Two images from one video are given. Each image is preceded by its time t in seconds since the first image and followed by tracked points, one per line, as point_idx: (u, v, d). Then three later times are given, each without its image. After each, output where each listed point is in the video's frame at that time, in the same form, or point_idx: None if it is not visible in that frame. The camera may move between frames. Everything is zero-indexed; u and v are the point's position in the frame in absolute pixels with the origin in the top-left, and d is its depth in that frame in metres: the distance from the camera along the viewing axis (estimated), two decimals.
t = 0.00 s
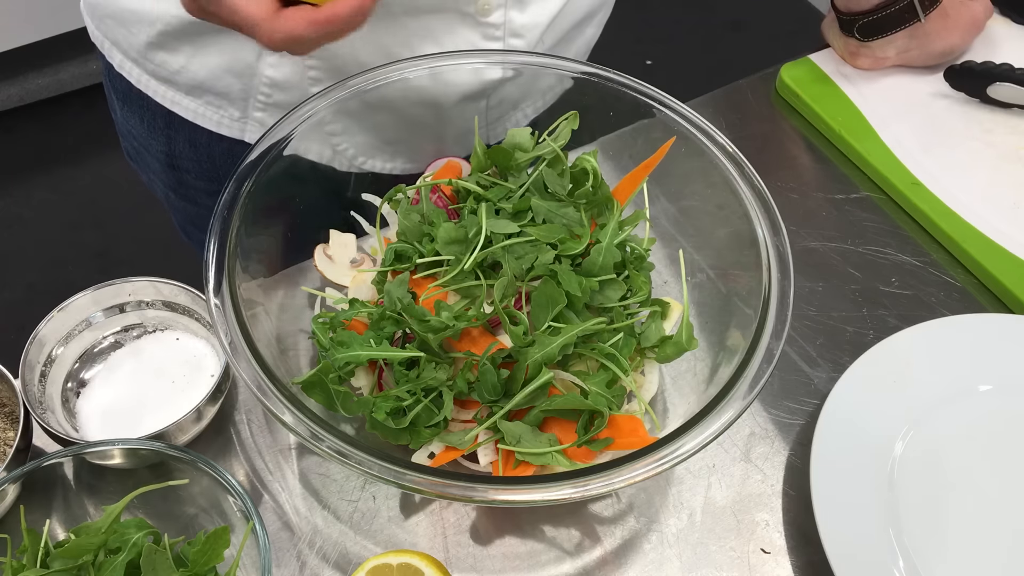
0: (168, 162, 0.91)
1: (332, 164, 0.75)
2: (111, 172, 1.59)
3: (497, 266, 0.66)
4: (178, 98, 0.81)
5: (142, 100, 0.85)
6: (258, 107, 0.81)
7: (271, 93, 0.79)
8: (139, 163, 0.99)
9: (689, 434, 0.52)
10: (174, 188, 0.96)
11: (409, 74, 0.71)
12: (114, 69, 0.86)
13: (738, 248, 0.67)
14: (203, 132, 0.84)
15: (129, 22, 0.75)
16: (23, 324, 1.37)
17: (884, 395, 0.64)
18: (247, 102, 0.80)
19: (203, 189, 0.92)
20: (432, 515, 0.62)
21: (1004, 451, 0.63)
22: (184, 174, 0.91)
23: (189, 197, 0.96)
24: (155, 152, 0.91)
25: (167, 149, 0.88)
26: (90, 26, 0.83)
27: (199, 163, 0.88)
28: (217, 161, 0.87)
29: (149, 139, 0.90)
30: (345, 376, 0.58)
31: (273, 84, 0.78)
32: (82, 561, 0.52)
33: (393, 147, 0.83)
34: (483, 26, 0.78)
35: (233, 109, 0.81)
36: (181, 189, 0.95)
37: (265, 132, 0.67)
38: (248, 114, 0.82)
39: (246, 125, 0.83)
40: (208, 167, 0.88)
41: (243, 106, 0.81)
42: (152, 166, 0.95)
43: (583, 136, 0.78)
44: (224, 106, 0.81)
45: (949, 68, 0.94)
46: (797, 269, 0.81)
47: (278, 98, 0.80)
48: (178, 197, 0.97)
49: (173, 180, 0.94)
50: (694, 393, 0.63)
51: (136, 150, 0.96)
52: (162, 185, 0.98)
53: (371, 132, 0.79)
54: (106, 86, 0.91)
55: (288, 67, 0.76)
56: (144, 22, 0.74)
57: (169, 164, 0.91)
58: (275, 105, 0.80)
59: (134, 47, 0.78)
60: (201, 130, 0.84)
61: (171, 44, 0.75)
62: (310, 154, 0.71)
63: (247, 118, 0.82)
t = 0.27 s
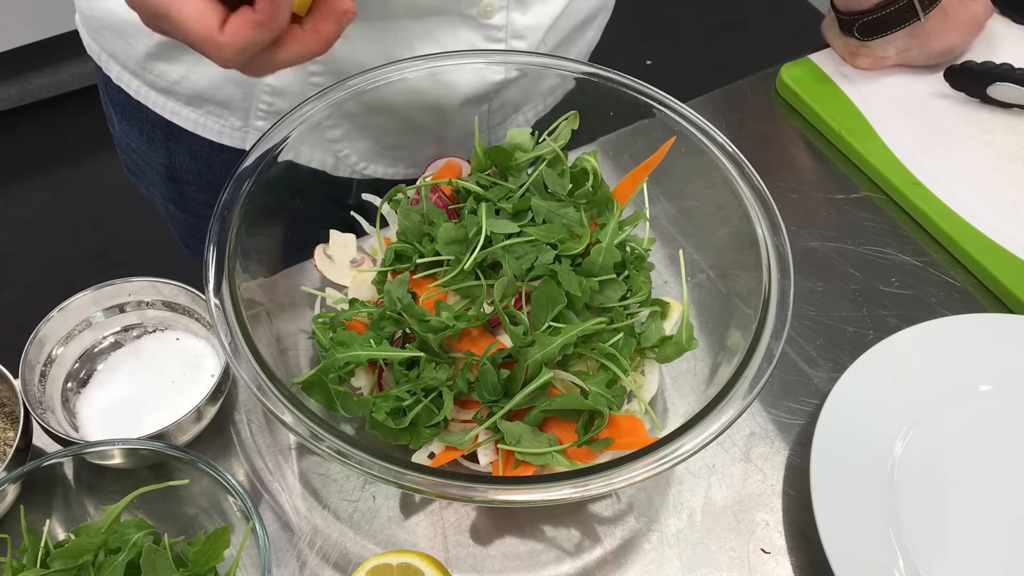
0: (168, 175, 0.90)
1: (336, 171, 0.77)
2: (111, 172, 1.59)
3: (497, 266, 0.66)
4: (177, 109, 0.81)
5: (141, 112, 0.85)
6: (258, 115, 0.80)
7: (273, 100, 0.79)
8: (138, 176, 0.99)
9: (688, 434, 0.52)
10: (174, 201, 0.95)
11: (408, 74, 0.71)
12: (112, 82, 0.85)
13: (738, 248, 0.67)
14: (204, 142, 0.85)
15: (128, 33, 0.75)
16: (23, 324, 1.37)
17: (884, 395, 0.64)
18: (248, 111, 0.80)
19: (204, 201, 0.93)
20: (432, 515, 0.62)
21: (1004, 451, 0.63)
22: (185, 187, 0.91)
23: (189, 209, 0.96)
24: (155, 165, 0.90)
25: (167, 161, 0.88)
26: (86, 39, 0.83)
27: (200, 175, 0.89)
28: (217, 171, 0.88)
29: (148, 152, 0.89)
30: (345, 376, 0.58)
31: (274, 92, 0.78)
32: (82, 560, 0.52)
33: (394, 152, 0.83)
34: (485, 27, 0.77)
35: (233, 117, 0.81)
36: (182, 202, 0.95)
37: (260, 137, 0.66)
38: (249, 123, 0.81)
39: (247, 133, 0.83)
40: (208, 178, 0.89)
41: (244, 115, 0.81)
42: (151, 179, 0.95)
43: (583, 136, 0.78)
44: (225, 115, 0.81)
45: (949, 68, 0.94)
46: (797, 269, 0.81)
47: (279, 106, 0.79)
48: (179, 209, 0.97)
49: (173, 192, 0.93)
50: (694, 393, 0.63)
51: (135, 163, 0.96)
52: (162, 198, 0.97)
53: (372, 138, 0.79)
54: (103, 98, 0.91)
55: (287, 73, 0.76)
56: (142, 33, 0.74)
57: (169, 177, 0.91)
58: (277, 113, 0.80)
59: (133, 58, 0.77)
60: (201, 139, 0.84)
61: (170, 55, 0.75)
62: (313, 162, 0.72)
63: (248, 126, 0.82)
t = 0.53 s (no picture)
0: (163, 179, 0.90)
1: (334, 175, 0.77)
2: (111, 172, 1.59)
3: (497, 266, 0.66)
4: (174, 111, 0.81)
5: (137, 115, 0.85)
6: (255, 118, 0.80)
7: (269, 104, 0.79)
8: (135, 180, 0.99)
9: (689, 433, 0.52)
10: (171, 205, 0.95)
11: (408, 73, 0.71)
12: (108, 85, 0.85)
13: (738, 248, 0.67)
14: (199, 146, 0.85)
15: (124, 35, 0.74)
16: (23, 324, 1.37)
17: (884, 395, 0.64)
18: (244, 114, 0.80)
19: (199, 205, 0.93)
20: (432, 515, 0.62)
21: (1004, 450, 0.63)
22: (181, 191, 0.91)
23: (186, 213, 0.96)
24: (151, 168, 0.90)
25: (163, 165, 0.88)
26: (83, 42, 0.83)
27: (196, 180, 0.89)
28: (213, 175, 0.88)
29: (144, 156, 0.89)
30: (345, 376, 0.58)
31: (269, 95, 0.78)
32: (82, 560, 0.52)
33: (390, 154, 0.83)
34: (482, 28, 0.78)
35: (230, 120, 0.81)
36: (178, 206, 0.95)
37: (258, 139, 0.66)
38: (246, 125, 0.81)
39: (244, 136, 0.83)
40: (204, 181, 0.89)
41: (240, 118, 0.80)
42: (149, 184, 0.95)
43: (583, 136, 0.78)
44: (221, 119, 0.81)
45: (949, 68, 0.94)
46: (797, 269, 0.81)
47: (275, 109, 0.80)
48: (176, 214, 0.97)
49: (168, 196, 0.93)
50: (694, 393, 0.63)
51: (131, 167, 0.96)
52: (159, 202, 0.97)
53: (369, 140, 0.79)
54: (100, 102, 0.91)
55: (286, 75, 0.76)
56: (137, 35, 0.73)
57: (165, 180, 0.90)
58: (273, 115, 0.80)
59: (129, 62, 0.77)
60: (197, 141, 0.84)
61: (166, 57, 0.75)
62: (312, 164, 0.72)
63: (245, 129, 0.82)
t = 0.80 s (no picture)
0: (166, 177, 0.91)
1: (335, 174, 0.77)
2: (111, 172, 1.59)
3: (497, 266, 0.66)
4: (175, 110, 0.80)
5: (140, 114, 0.84)
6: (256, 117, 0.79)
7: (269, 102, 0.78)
8: (137, 179, 0.99)
9: (689, 433, 0.52)
10: (173, 203, 0.96)
11: (408, 73, 0.71)
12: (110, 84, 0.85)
13: (738, 248, 0.67)
14: (202, 145, 0.84)
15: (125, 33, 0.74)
16: (23, 324, 1.37)
17: (884, 395, 0.64)
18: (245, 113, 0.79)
19: (202, 203, 0.93)
20: (432, 515, 0.62)
21: (1004, 450, 0.63)
22: (183, 189, 0.91)
23: (188, 212, 0.96)
24: (153, 166, 0.90)
25: (166, 163, 0.88)
26: (84, 41, 0.83)
27: (199, 178, 0.89)
28: (216, 173, 0.88)
29: (147, 155, 0.89)
30: (345, 376, 0.58)
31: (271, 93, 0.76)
32: (82, 560, 0.52)
33: (392, 154, 0.83)
34: (484, 28, 0.77)
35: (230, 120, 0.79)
36: (180, 204, 0.95)
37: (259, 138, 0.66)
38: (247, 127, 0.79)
39: (245, 138, 0.80)
40: (206, 180, 0.89)
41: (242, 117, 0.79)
42: (151, 182, 0.95)
43: (583, 136, 0.78)
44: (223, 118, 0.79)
45: (949, 68, 0.94)
46: (797, 269, 0.81)
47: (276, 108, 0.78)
48: (178, 212, 0.97)
49: (171, 194, 0.93)
50: (694, 393, 0.63)
51: (134, 166, 0.96)
52: (161, 200, 0.98)
53: (371, 139, 0.79)
54: (101, 101, 0.91)
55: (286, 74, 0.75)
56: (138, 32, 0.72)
57: (167, 179, 0.91)
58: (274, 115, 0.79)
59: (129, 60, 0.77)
60: (199, 140, 0.83)
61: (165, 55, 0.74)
62: (313, 163, 0.72)
63: (247, 132, 0.79)
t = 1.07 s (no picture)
0: (164, 167, 0.90)
1: (333, 168, 0.76)
2: (112, 172, 1.59)
3: (497, 266, 0.66)
4: (174, 101, 0.81)
5: (139, 104, 0.84)
6: (256, 109, 0.81)
7: (269, 94, 0.79)
8: (138, 170, 0.99)
9: (689, 434, 0.52)
10: (172, 194, 0.95)
11: (408, 73, 0.71)
12: (110, 74, 0.85)
13: (738, 248, 0.67)
14: (201, 135, 0.84)
15: (126, 25, 0.74)
16: (23, 323, 1.37)
17: (884, 395, 0.64)
18: (245, 104, 0.80)
19: (201, 193, 0.92)
20: (432, 515, 0.62)
21: (1003, 450, 0.63)
22: (182, 179, 0.91)
23: (187, 203, 0.95)
24: (152, 157, 0.90)
25: (164, 154, 0.88)
26: (86, 32, 0.83)
27: (198, 168, 0.88)
28: (215, 164, 0.87)
29: (146, 145, 0.89)
30: (345, 376, 0.58)
31: (271, 85, 0.78)
32: (82, 560, 0.52)
33: (390, 150, 0.82)
34: (483, 26, 0.78)
35: (230, 110, 0.81)
36: (179, 195, 0.95)
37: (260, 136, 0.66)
38: (246, 116, 0.82)
39: (243, 127, 0.83)
40: (205, 170, 0.88)
41: (241, 108, 0.81)
42: (151, 173, 0.95)
43: (583, 136, 0.78)
44: (222, 109, 0.81)
45: (949, 68, 0.94)
46: (797, 269, 0.81)
47: (275, 99, 0.80)
48: (177, 203, 0.96)
49: (170, 185, 0.93)
50: (694, 393, 0.63)
51: (134, 156, 0.96)
52: (161, 191, 0.97)
53: (370, 136, 0.78)
54: (102, 91, 0.91)
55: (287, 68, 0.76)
56: (140, 25, 0.73)
57: (166, 170, 0.91)
58: (273, 107, 0.81)
59: (130, 50, 0.77)
60: (198, 132, 0.84)
61: (166, 46, 0.75)
62: (312, 157, 0.72)
63: (245, 120, 0.82)
